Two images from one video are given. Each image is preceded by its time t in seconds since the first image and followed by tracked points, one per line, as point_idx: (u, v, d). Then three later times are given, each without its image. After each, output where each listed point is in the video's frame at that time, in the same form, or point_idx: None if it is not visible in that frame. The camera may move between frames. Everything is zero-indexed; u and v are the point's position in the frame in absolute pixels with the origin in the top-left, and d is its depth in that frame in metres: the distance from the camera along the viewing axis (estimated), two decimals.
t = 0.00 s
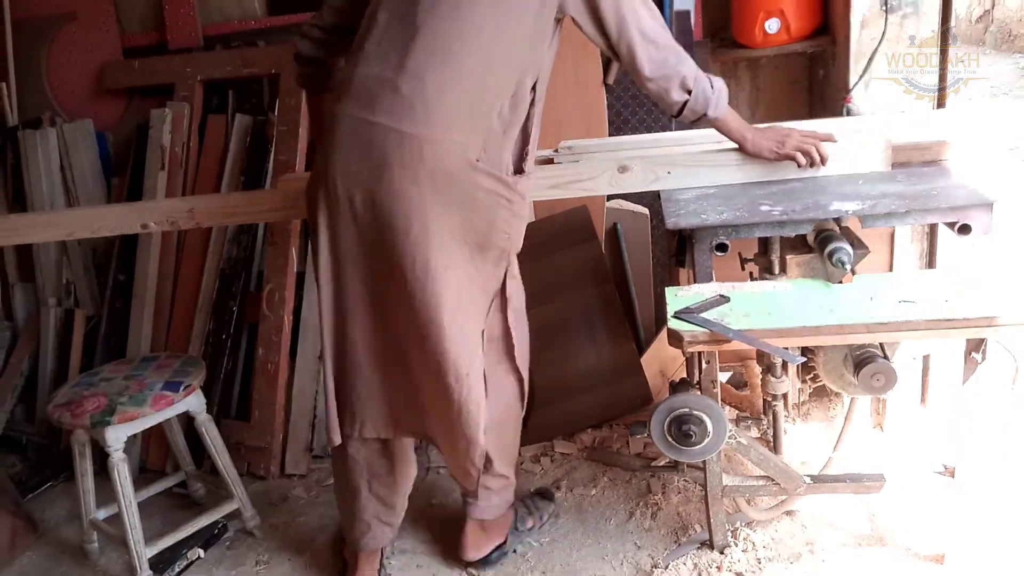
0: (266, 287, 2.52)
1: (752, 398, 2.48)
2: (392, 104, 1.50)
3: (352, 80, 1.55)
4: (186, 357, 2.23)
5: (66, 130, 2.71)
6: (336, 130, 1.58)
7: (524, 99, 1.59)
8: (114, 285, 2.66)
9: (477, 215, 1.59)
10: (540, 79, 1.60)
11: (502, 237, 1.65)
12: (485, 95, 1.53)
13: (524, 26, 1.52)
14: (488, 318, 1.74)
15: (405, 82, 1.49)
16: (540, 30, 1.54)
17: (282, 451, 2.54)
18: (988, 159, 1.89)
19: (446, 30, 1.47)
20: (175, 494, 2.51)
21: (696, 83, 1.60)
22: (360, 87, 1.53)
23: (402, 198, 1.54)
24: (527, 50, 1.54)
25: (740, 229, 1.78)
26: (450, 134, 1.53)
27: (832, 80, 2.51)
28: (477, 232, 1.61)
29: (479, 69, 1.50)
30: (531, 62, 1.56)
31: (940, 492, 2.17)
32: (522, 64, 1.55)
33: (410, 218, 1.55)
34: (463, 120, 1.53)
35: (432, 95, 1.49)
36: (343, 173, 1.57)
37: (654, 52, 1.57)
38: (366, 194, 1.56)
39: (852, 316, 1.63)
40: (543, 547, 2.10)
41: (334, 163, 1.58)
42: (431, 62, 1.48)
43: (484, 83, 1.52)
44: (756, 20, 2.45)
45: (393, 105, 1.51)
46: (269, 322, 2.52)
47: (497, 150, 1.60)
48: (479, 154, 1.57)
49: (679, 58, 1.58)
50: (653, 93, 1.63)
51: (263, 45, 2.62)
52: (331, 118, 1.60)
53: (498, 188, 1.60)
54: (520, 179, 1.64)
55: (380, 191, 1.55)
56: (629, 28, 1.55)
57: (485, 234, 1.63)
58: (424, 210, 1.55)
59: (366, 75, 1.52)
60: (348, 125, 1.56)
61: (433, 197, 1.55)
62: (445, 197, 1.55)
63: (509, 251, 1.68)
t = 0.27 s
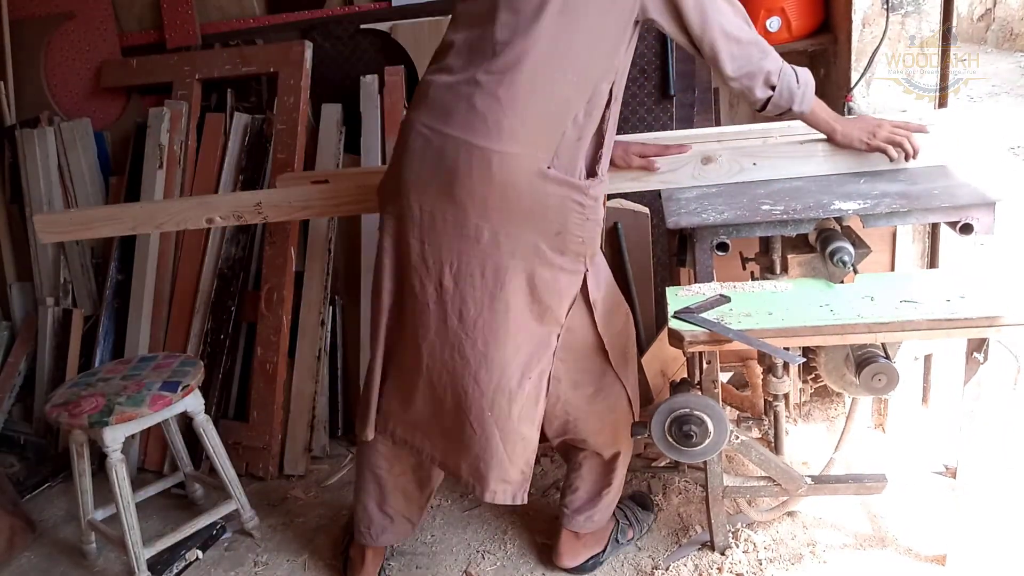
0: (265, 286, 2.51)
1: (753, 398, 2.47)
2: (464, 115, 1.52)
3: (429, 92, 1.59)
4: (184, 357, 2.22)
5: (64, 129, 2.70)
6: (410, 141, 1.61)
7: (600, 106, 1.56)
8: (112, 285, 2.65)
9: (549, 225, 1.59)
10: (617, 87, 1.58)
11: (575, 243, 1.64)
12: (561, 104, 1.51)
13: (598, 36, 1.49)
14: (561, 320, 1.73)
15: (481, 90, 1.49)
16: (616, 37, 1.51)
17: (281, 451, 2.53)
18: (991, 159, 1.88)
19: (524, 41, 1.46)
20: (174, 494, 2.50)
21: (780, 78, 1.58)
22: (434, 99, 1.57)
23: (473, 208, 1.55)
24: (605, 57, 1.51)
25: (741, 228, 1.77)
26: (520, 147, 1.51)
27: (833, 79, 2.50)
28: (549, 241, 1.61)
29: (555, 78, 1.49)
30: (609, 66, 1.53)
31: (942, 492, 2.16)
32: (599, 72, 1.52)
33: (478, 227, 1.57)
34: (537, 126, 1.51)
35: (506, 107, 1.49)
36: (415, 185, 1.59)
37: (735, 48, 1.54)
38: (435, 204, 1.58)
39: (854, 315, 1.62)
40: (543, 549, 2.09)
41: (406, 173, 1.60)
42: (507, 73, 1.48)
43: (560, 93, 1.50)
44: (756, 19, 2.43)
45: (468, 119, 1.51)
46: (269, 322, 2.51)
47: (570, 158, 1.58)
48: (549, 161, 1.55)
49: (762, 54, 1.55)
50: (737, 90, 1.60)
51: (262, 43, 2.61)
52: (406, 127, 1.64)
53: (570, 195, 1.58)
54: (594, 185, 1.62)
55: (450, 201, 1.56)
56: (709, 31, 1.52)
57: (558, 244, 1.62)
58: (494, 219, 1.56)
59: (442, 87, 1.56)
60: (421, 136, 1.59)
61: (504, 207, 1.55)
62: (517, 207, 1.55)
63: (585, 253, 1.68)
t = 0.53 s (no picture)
0: (265, 287, 2.51)
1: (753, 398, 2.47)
2: (473, 115, 1.53)
3: (437, 95, 1.60)
4: (184, 357, 2.22)
5: (64, 129, 2.70)
6: (421, 144, 1.62)
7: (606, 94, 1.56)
8: (112, 285, 2.65)
9: (564, 214, 1.57)
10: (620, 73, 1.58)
11: (590, 233, 1.62)
12: (569, 89, 1.51)
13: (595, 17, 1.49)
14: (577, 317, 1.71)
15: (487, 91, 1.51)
16: (615, 19, 1.51)
17: (282, 451, 2.54)
18: (991, 158, 1.88)
19: (523, 30, 1.47)
20: (174, 494, 2.50)
21: (739, 78, 1.57)
22: (443, 103, 1.58)
23: (486, 202, 1.55)
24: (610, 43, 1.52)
25: (741, 228, 1.78)
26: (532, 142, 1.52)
27: (832, 79, 2.50)
28: (564, 231, 1.59)
29: (559, 62, 1.49)
30: (612, 48, 1.53)
31: (942, 492, 2.16)
32: (603, 53, 1.52)
33: (490, 221, 1.57)
34: (548, 118, 1.51)
35: (515, 98, 1.49)
36: (428, 185, 1.60)
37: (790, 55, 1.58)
38: (447, 204, 1.59)
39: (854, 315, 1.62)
40: (543, 549, 2.09)
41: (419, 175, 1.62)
42: (509, 64, 1.48)
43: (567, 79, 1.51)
44: (756, 19, 2.43)
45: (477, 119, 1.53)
46: (269, 322, 2.51)
47: (583, 145, 1.57)
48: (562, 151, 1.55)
49: (730, 53, 1.55)
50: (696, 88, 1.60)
51: (262, 43, 2.61)
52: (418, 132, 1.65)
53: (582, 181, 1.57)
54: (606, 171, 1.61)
55: (462, 199, 1.56)
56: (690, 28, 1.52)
57: (572, 234, 1.60)
58: (507, 212, 1.55)
59: (449, 89, 1.57)
60: (431, 139, 1.60)
61: (517, 199, 1.54)
62: (531, 198, 1.54)
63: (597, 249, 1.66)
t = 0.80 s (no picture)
0: (265, 287, 2.51)
1: (752, 398, 2.47)
2: (469, 116, 1.50)
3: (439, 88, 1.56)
4: (184, 357, 2.21)
5: (64, 129, 2.70)
6: (414, 139, 1.59)
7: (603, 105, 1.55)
8: (112, 285, 2.65)
9: (550, 228, 1.58)
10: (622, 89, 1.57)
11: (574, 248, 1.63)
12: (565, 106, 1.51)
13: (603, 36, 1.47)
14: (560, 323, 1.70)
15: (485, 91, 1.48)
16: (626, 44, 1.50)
17: (282, 451, 2.54)
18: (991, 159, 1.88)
19: (532, 42, 1.45)
20: (174, 494, 2.50)
21: (805, 78, 1.57)
22: (441, 99, 1.55)
23: (476, 207, 1.54)
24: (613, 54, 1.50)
25: (741, 228, 1.79)
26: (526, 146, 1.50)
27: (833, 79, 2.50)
28: (548, 244, 1.60)
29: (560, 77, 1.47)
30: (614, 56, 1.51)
31: (942, 493, 2.16)
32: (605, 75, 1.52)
33: (479, 227, 1.56)
34: (542, 125, 1.50)
35: (512, 106, 1.47)
36: (419, 184, 1.58)
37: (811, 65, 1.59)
38: (437, 202, 1.57)
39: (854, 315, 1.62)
40: (543, 550, 2.09)
41: (410, 171, 1.59)
42: (509, 66, 1.46)
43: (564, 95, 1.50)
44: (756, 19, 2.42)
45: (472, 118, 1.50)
46: (269, 322, 2.51)
47: (571, 162, 1.57)
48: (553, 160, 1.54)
49: (785, 56, 1.54)
50: (762, 91, 1.60)
51: (262, 43, 2.61)
52: (412, 127, 1.62)
53: (570, 200, 1.57)
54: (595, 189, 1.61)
55: (455, 201, 1.55)
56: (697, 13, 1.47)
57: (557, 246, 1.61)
58: (495, 221, 1.55)
59: (450, 87, 1.54)
60: (426, 134, 1.57)
61: (505, 209, 1.54)
62: (518, 208, 1.54)
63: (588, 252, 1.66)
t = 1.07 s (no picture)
0: (264, 287, 2.50)
1: (753, 398, 2.46)
2: (466, 117, 1.57)
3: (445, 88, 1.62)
4: (183, 357, 2.21)
5: (63, 128, 2.69)
6: (419, 139, 1.66)
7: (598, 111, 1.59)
8: (111, 284, 2.64)
9: (541, 229, 1.62)
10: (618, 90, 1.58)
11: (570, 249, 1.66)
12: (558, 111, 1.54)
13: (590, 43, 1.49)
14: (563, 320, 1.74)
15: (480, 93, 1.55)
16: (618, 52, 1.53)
17: (281, 451, 2.53)
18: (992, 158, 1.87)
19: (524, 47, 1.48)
20: (173, 495, 2.49)
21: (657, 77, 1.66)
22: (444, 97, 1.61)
23: (470, 207, 1.61)
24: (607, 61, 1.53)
25: (742, 228, 1.78)
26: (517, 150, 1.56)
27: (834, 78, 2.49)
28: (540, 245, 1.64)
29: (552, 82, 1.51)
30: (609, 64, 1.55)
31: (944, 494, 2.15)
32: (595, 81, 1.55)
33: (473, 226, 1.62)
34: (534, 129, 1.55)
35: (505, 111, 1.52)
36: (421, 184, 1.66)
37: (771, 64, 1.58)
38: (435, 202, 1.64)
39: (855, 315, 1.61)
40: (543, 551, 2.08)
41: (415, 170, 1.67)
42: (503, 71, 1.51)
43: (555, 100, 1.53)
44: (758, 17, 2.42)
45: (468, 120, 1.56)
46: (268, 322, 2.50)
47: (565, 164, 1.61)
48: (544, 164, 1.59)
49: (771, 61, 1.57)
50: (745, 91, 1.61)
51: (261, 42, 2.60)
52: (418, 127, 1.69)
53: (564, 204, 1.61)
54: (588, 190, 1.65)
55: (451, 201, 1.62)
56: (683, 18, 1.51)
57: (552, 245, 1.64)
58: (488, 222, 1.61)
59: (454, 88, 1.59)
60: (429, 134, 1.64)
61: (495, 210, 1.60)
62: (508, 209, 1.60)
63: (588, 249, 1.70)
